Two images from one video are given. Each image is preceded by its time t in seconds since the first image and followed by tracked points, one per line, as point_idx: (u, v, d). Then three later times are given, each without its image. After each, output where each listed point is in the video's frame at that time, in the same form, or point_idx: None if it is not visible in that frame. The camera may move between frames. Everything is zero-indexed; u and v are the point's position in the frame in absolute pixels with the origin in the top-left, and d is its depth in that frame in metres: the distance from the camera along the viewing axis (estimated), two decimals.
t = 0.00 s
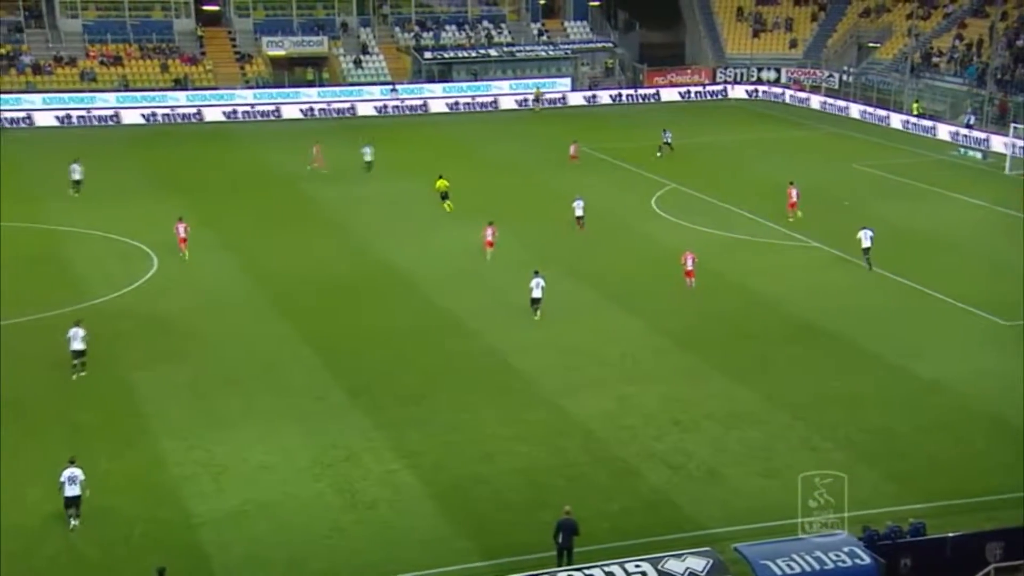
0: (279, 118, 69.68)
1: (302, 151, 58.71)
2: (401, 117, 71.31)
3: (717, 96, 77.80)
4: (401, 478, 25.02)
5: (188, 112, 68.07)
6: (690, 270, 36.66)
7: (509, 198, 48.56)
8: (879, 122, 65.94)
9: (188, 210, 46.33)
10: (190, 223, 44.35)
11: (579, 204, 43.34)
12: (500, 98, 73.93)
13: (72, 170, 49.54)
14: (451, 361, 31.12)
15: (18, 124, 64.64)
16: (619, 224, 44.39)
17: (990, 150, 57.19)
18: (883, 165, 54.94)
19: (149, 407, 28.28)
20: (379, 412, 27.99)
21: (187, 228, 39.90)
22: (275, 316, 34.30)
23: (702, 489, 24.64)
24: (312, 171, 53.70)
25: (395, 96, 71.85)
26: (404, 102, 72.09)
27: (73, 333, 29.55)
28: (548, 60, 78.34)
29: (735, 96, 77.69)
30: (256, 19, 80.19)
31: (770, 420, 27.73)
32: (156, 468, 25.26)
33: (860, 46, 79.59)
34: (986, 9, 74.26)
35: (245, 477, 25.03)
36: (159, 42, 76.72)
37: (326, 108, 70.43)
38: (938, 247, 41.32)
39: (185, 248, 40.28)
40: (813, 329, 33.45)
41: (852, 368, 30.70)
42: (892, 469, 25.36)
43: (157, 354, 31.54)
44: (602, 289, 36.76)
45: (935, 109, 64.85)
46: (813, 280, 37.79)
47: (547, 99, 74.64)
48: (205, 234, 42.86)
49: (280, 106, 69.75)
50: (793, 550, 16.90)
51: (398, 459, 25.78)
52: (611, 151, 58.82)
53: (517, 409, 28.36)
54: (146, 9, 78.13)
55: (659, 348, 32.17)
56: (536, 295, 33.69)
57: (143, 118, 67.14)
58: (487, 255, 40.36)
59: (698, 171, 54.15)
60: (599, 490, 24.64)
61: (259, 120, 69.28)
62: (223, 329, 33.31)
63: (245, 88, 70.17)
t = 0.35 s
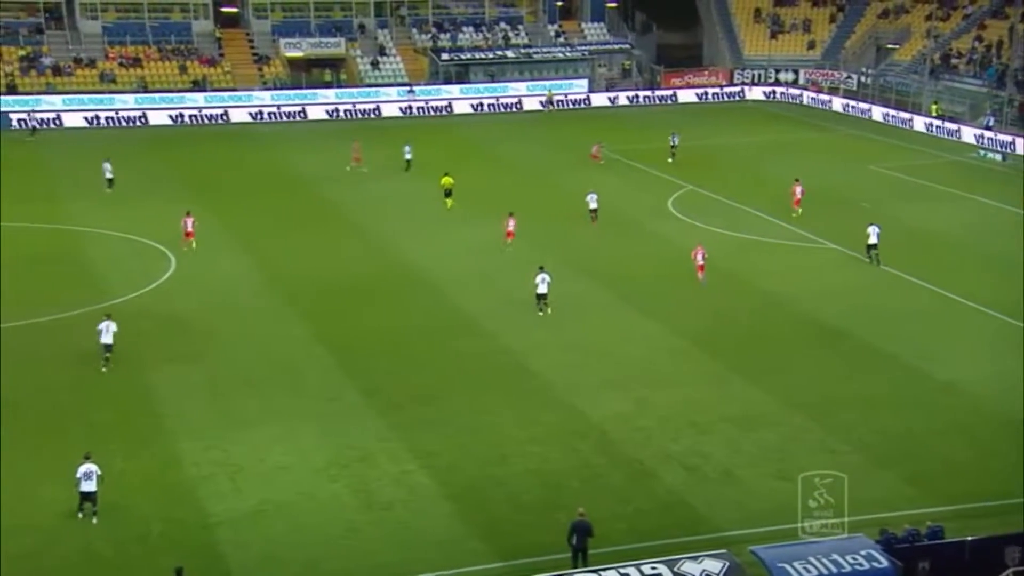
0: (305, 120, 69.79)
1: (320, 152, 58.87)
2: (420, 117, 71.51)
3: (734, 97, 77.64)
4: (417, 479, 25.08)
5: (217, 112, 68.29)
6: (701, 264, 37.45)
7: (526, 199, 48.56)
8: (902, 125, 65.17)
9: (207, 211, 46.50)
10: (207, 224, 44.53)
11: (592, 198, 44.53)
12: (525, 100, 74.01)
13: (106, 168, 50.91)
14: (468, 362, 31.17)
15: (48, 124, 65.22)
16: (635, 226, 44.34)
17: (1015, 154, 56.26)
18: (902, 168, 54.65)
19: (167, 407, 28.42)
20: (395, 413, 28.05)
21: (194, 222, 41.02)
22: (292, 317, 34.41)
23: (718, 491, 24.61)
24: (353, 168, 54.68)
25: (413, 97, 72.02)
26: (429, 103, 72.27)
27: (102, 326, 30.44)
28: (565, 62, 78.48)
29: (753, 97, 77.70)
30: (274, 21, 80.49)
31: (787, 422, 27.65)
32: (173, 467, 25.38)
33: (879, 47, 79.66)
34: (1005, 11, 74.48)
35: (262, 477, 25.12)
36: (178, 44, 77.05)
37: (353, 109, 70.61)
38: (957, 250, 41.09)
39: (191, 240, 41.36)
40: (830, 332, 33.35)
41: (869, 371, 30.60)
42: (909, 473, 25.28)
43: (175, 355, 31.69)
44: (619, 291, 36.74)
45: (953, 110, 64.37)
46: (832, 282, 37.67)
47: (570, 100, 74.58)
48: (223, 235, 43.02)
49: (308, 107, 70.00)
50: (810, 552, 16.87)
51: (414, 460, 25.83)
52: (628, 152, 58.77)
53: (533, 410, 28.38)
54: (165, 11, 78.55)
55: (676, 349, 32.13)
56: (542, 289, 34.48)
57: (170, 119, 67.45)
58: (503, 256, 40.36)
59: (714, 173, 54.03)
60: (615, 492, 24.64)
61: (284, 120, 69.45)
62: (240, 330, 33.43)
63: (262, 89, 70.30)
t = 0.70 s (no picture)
0: (328, 121, 69.76)
1: (336, 154, 58.98)
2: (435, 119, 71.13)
3: (750, 99, 77.63)
4: (432, 480, 25.10)
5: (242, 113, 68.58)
6: (706, 260, 38.00)
7: (541, 201, 48.51)
8: (924, 128, 64.77)
9: (224, 212, 46.66)
10: (223, 225, 44.68)
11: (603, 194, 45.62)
12: (547, 100, 74.10)
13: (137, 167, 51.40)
14: (482, 363, 31.18)
15: (74, 125, 65.68)
16: (651, 228, 44.28)
17: None
18: (919, 170, 54.31)
19: (182, 407, 28.52)
20: (409, 414, 28.08)
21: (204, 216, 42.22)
22: (308, 318, 34.48)
23: (733, 494, 24.55)
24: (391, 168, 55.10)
25: (428, 99, 72.16)
26: (451, 104, 72.38)
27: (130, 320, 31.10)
28: (580, 63, 78.52)
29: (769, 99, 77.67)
30: (290, 23, 80.73)
31: (802, 425, 27.57)
32: (190, 467, 25.49)
33: (896, 49, 79.36)
34: None
35: (277, 478, 25.19)
36: (194, 45, 77.34)
37: (374, 110, 70.85)
38: (974, 252, 40.84)
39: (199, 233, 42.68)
40: (846, 334, 33.24)
41: (885, 374, 30.47)
42: (925, 476, 25.18)
43: (191, 356, 31.81)
44: (634, 293, 36.71)
45: (969, 113, 63.45)
46: (848, 284, 37.50)
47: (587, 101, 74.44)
48: (238, 236, 43.12)
49: (330, 109, 70.01)
50: (825, 556, 16.78)
51: (429, 461, 25.86)
52: (644, 154, 58.71)
53: (547, 411, 28.37)
54: (183, 12, 78.86)
55: (691, 351, 32.06)
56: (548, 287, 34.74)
57: (195, 120, 67.75)
58: (517, 258, 40.36)
59: (729, 175, 53.85)
60: (629, 494, 24.61)
61: (309, 122, 69.47)
62: (256, 331, 33.51)
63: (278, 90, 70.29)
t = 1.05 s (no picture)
0: (350, 120, 69.78)
1: (350, 154, 58.88)
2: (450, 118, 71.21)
3: (766, 99, 77.14)
4: (445, 481, 24.91)
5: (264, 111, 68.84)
6: (706, 258, 37.83)
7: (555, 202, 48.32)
8: (946, 129, 63.82)
9: (237, 212, 46.63)
10: (236, 225, 44.62)
11: (612, 194, 46.04)
12: (569, 100, 74.12)
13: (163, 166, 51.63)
14: (496, 364, 31.01)
15: (98, 125, 65.76)
16: (667, 228, 44.05)
17: None
18: (938, 171, 53.90)
19: (194, 407, 28.39)
20: (422, 415, 27.91)
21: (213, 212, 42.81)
22: (321, 318, 34.35)
23: (748, 496, 24.30)
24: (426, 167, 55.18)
25: (441, 98, 72.04)
26: (470, 104, 72.50)
27: (156, 311, 31.56)
28: (595, 63, 78.41)
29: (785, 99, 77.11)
30: (304, 23, 80.73)
31: (818, 427, 27.31)
32: (202, 467, 25.36)
33: (914, 48, 78.14)
34: None
35: (289, 479, 25.04)
36: (208, 45, 77.43)
37: (397, 110, 70.81)
38: (993, 254, 40.47)
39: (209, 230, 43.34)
40: (863, 335, 32.95)
41: (902, 375, 30.19)
42: (944, 479, 24.89)
43: (204, 356, 31.71)
44: (649, 294, 36.50)
45: (989, 112, 63.56)
46: (866, 285, 37.14)
47: (601, 101, 74.41)
48: (251, 236, 43.04)
49: (352, 108, 70.09)
50: (841, 559, 16.55)
51: (442, 462, 25.69)
52: (659, 154, 58.59)
53: (561, 412, 28.17)
54: (196, 11, 78.83)
55: (706, 353, 31.83)
56: (555, 281, 34.97)
57: (218, 119, 67.96)
58: (532, 258, 40.23)
59: (744, 176, 53.57)
60: (644, 496, 24.38)
61: (330, 121, 69.53)
62: (269, 331, 33.42)
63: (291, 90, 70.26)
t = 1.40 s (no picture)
0: (365, 119, 69.61)
1: (362, 154, 58.62)
2: (464, 117, 71.11)
3: (782, 98, 76.61)
4: (456, 483, 24.66)
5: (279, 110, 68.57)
6: (705, 254, 37.81)
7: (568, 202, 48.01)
8: (967, 129, 63.07)
9: (249, 212, 46.48)
10: (248, 225, 44.43)
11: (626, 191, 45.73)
12: (585, 99, 73.72)
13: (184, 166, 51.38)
14: (508, 365, 30.76)
15: (113, 124, 65.62)
16: (681, 229, 43.75)
17: None
18: (955, 170, 53.43)
19: (204, 408, 28.19)
20: (434, 417, 27.66)
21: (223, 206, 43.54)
22: (332, 319, 34.12)
23: (763, 499, 23.99)
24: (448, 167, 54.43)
25: (453, 97, 71.79)
26: (481, 103, 72.09)
27: (177, 305, 31.76)
28: (609, 62, 78.09)
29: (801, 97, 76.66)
30: (316, 21, 80.49)
31: (834, 429, 26.98)
32: (212, 468, 25.16)
33: (932, 46, 78.07)
34: None
35: (300, 480, 24.82)
36: (220, 44, 77.31)
37: (411, 109, 70.65)
38: (1013, 254, 40.02)
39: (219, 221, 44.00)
40: (879, 337, 32.60)
41: (919, 377, 29.84)
42: (962, 483, 24.56)
43: (215, 356, 31.52)
44: (663, 294, 36.20)
45: (1008, 112, 62.66)
46: (884, 287, 36.73)
47: (615, 100, 74.09)
48: (263, 236, 42.86)
49: (367, 107, 69.97)
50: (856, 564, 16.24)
51: (453, 464, 25.43)
52: (673, 153, 58.35)
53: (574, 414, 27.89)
54: (207, 10, 78.63)
55: (720, 354, 31.53)
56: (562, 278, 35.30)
57: (233, 118, 67.78)
58: (546, 258, 39.99)
59: (759, 175, 53.23)
60: (658, 499, 24.09)
61: (346, 120, 69.32)
62: (280, 331, 33.22)
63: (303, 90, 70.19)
